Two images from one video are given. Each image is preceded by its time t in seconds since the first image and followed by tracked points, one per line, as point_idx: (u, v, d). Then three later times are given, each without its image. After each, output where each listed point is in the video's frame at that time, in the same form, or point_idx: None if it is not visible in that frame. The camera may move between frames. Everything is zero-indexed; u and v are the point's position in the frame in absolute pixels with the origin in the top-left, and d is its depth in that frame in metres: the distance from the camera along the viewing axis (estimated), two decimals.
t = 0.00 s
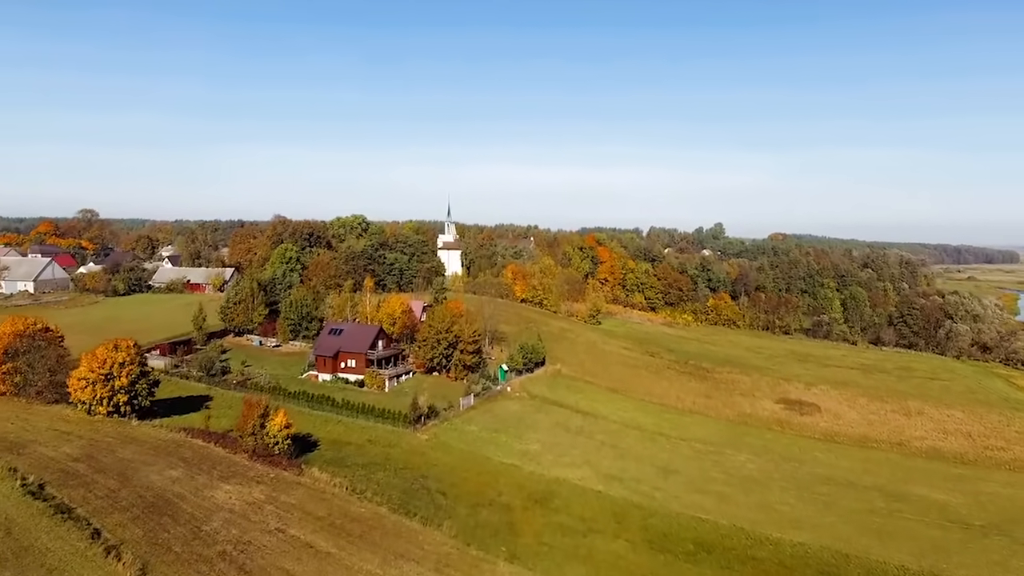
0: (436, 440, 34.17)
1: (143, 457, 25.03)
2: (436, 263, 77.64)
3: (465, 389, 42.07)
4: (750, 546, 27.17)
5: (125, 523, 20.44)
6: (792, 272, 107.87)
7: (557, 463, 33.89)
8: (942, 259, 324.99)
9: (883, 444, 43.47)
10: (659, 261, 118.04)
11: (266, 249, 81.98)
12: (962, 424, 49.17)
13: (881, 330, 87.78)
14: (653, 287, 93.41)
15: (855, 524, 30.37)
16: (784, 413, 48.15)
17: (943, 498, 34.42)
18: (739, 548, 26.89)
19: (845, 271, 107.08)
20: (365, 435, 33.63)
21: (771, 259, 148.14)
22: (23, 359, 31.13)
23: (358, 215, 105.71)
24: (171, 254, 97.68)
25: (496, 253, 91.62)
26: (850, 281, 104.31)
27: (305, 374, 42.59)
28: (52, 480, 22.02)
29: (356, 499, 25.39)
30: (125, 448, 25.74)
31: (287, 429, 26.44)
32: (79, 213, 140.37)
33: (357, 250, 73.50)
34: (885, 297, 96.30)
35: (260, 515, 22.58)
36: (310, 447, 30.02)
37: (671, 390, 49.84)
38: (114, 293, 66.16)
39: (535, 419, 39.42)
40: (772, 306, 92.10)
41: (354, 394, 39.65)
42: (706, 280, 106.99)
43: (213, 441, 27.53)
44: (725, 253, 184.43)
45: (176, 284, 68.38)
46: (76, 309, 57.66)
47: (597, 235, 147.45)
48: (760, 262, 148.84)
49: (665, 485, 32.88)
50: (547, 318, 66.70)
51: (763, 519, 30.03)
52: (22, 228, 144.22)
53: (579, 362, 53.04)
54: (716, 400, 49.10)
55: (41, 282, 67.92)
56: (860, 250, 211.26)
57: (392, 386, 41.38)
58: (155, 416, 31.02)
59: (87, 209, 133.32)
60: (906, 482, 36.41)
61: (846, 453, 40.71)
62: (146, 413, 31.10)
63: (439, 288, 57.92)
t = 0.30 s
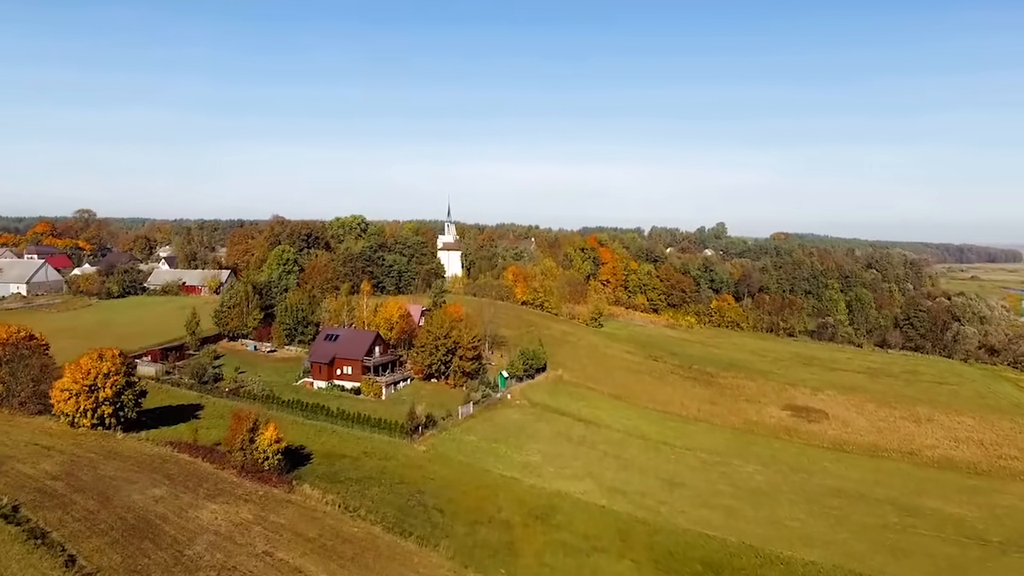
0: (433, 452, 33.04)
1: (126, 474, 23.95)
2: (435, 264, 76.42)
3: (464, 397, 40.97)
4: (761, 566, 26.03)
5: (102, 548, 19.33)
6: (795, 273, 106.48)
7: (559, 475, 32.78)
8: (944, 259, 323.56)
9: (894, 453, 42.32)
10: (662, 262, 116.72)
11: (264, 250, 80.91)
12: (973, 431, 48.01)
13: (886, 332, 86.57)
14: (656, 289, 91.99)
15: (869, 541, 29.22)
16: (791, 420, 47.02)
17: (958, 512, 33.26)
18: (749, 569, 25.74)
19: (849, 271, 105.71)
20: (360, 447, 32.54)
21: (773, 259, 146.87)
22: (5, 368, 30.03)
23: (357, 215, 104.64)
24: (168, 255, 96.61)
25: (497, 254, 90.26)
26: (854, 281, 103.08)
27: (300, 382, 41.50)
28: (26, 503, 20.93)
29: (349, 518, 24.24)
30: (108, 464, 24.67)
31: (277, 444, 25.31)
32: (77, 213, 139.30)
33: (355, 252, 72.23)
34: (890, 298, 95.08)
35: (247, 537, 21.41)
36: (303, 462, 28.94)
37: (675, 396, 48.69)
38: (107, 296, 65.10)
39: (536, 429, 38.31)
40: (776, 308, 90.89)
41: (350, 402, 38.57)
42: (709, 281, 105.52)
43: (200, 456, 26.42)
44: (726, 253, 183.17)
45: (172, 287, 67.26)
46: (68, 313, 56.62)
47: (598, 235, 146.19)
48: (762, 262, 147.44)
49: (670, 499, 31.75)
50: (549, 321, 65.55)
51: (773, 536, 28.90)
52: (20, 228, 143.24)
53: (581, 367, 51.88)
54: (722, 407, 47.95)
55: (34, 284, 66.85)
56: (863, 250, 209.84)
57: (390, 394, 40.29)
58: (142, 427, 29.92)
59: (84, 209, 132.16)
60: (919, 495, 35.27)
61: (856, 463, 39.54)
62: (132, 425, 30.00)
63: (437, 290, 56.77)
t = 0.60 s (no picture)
0: (430, 467, 31.70)
1: (103, 497, 22.64)
2: (434, 266, 75.05)
3: (462, 407, 39.66)
4: None
5: None
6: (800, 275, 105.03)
7: (561, 491, 31.45)
8: (947, 258, 321.89)
9: (906, 464, 40.96)
10: (664, 263, 115.25)
11: (260, 252, 79.54)
12: (987, 441, 46.61)
13: (893, 336, 85.15)
14: (659, 290, 90.68)
15: (886, 562, 27.86)
16: (800, 429, 45.65)
17: (976, 530, 31.90)
18: None
19: (854, 272, 104.24)
20: (353, 462, 31.23)
21: (777, 260, 145.45)
22: None
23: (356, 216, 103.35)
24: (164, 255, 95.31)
25: (497, 256, 88.79)
26: (859, 283, 101.59)
27: (293, 391, 40.17)
28: None
29: (339, 543, 22.87)
30: (85, 485, 23.37)
31: (263, 463, 23.94)
32: (73, 213, 138.03)
33: (353, 254, 70.88)
34: (896, 301, 93.61)
35: (229, 565, 20.00)
36: (292, 480, 27.62)
37: (680, 404, 47.34)
38: (99, 299, 63.80)
39: (538, 440, 36.96)
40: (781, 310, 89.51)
41: (344, 413, 37.27)
42: (713, 282, 104.18)
43: (183, 476, 25.06)
44: (728, 253, 181.73)
45: (165, 289, 65.95)
46: (58, 317, 55.35)
47: (599, 235, 144.79)
48: (765, 263, 145.95)
49: (677, 516, 30.39)
50: (550, 326, 64.18)
51: (785, 557, 27.55)
52: (16, 228, 142.06)
53: (583, 374, 50.53)
54: (728, 415, 46.58)
55: (25, 287, 65.56)
56: (866, 250, 208.22)
57: (385, 403, 38.97)
58: (124, 443, 28.66)
59: (79, 209, 130.90)
60: (935, 510, 33.90)
61: (868, 476, 38.19)
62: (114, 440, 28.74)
63: (436, 294, 55.34)
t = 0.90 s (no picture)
0: (427, 482, 30.50)
1: (80, 520, 21.43)
2: (433, 268, 73.99)
3: (461, 417, 38.47)
4: None
5: None
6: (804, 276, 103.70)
7: (563, 506, 30.27)
8: (950, 257, 320.22)
9: (919, 475, 39.73)
10: (667, 264, 113.95)
11: (257, 253, 78.24)
12: (1002, 450, 45.33)
13: (900, 339, 83.80)
14: (661, 292, 89.53)
15: None
16: (808, 438, 44.43)
17: (995, 547, 30.67)
18: None
19: (859, 273, 102.87)
20: (347, 476, 30.06)
21: (780, 261, 144.15)
22: None
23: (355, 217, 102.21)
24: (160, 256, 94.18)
25: (498, 257, 87.41)
26: (865, 284, 100.26)
27: (286, 400, 38.99)
28: None
29: (329, 568, 21.63)
30: (61, 507, 22.17)
31: (249, 482, 22.70)
32: (71, 213, 137.12)
33: (351, 257, 69.62)
34: (902, 304, 92.30)
35: None
36: (282, 498, 26.46)
37: (685, 413, 46.13)
38: (92, 302, 62.68)
39: (539, 452, 35.77)
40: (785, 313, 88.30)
41: (340, 424, 36.09)
42: (716, 284, 102.99)
43: (167, 495, 23.81)
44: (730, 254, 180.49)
45: (160, 292, 64.85)
46: (49, 321, 54.21)
47: (601, 235, 143.68)
48: (767, 263, 144.59)
49: (684, 534, 29.18)
50: (551, 329, 62.95)
51: None
52: (13, 228, 141.16)
53: (585, 381, 49.35)
54: (735, 423, 45.36)
55: (17, 290, 64.46)
56: (870, 249, 206.69)
57: (381, 413, 37.80)
58: (108, 458, 27.47)
59: (76, 209, 129.94)
60: (952, 526, 32.67)
61: (880, 488, 36.98)
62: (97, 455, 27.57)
63: (434, 297, 54.09)
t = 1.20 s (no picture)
0: (424, 499, 29.17)
1: (52, 549, 20.09)
2: (432, 271, 72.58)
3: (460, 428, 37.15)
4: None
5: None
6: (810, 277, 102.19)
7: (566, 525, 28.91)
8: (954, 257, 318.09)
9: (935, 488, 38.30)
10: (670, 265, 112.39)
11: (254, 255, 76.93)
12: (1018, 461, 43.86)
13: (908, 342, 82.28)
14: (665, 294, 88.14)
15: None
16: (819, 449, 43.02)
17: (1019, 568, 29.25)
18: None
19: (865, 273, 101.27)
20: (341, 493, 28.77)
21: (784, 262, 142.59)
22: None
23: (354, 218, 100.87)
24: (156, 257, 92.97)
25: (499, 258, 85.98)
26: (871, 285, 98.67)
27: (279, 410, 37.70)
28: None
29: None
30: (33, 534, 20.84)
31: (232, 506, 21.34)
32: (68, 212, 136.01)
33: (348, 259, 68.20)
34: (909, 307, 90.80)
35: None
36: (270, 520, 25.13)
37: (691, 422, 44.76)
38: (84, 306, 61.47)
39: (541, 465, 34.42)
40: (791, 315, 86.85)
41: (334, 437, 34.81)
42: (720, 285, 101.41)
43: (147, 520, 22.48)
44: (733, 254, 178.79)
45: (154, 295, 63.64)
46: (38, 326, 52.98)
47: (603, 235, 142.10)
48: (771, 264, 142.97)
49: (693, 555, 27.82)
50: (553, 334, 61.62)
51: None
52: (11, 228, 140.17)
53: (588, 389, 47.99)
54: (742, 433, 43.96)
55: (9, 293, 63.24)
56: (875, 249, 204.88)
57: (377, 425, 36.50)
58: (89, 476, 26.20)
59: (73, 209, 128.86)
60: (972, 545, 31.25)
61: (896, 504, 35.54)
62: (76, 473, 26.28)
63: (433, 301, 52.70)
